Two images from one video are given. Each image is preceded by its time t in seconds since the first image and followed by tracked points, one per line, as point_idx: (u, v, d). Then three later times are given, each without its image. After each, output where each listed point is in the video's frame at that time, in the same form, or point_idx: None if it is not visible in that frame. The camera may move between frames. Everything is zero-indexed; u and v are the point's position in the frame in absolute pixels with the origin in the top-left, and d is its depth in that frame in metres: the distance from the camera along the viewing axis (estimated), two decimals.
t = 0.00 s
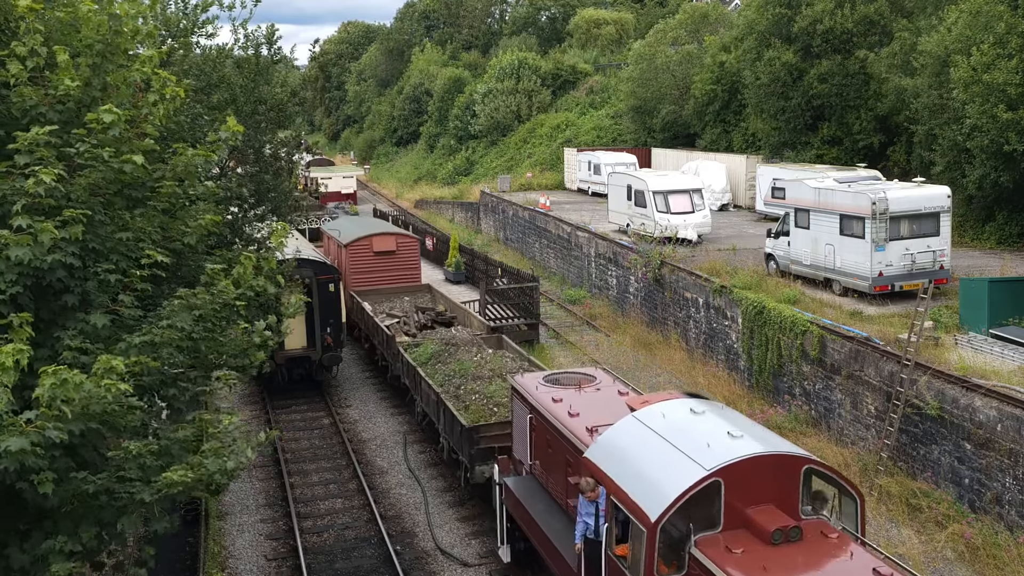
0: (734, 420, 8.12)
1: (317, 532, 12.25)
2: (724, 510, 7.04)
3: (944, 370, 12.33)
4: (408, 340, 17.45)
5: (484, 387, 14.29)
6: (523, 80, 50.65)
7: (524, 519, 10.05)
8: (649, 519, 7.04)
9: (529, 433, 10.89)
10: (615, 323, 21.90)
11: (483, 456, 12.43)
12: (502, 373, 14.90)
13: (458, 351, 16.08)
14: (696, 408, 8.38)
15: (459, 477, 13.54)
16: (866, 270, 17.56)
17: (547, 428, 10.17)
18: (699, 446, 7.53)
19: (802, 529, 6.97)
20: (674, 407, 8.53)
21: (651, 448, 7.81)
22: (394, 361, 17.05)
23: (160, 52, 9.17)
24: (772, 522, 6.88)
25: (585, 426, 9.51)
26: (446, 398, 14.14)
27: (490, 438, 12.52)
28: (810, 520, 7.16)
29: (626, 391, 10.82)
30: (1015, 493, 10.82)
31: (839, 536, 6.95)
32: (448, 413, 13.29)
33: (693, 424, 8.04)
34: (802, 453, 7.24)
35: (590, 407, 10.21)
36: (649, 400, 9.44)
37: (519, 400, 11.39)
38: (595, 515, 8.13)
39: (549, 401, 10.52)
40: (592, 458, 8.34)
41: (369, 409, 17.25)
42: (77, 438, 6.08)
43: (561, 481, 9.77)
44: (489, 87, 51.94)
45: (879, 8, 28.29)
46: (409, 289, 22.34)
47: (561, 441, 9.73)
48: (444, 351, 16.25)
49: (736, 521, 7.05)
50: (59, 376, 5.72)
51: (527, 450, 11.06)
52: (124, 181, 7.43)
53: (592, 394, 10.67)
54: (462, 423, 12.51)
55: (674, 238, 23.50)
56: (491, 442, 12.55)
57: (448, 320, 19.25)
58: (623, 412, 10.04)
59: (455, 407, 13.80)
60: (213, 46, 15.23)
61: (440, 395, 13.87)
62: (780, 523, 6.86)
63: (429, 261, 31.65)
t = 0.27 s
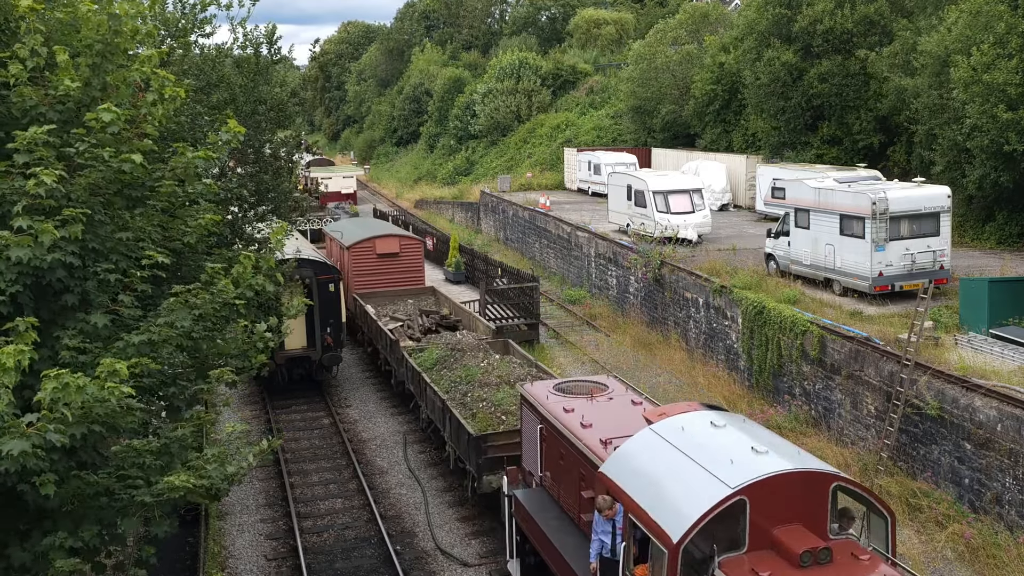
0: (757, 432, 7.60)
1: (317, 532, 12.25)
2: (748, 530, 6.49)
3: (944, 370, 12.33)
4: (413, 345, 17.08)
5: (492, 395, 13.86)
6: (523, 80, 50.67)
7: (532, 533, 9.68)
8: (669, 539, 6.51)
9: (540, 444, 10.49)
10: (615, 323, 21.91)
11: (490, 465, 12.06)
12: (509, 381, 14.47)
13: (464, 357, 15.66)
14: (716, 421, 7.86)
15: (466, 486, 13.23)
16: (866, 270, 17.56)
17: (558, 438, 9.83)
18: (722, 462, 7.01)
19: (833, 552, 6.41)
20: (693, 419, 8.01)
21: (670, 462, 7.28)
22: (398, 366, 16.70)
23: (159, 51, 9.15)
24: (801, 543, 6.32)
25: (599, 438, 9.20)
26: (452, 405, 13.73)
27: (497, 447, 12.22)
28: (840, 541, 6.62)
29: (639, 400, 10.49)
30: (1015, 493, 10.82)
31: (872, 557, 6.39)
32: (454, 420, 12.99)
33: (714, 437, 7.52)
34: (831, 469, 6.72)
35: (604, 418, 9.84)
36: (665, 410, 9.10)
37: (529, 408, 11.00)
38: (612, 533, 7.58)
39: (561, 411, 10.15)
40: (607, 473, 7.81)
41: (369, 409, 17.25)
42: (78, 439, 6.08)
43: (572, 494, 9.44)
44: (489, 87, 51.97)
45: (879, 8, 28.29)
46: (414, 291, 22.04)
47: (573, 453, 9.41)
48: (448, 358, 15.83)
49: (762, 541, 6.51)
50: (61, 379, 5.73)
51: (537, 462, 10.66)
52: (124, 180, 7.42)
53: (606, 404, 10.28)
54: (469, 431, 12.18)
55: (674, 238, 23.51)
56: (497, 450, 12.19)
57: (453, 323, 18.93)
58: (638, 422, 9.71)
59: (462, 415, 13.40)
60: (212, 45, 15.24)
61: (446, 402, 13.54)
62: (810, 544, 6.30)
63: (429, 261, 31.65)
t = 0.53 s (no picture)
0: (782, 449, 7.44)
1: (317, 532, 12.25)
2: (777, 552, 6.34)
3: (944, 370, 12.33)
4: (417, 349, 16.68)
5: (500, 402, 13.26)
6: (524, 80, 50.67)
7: (545, 549, 9.42)
8: (694, 562, 6.35)
9: (552, 455, 10.33)
10: (615, 323, 21.91)
11: (499, 476, 11.71)
12: (518, 388, 13.83)
13: (470, 363, 15.09)
14: (739, 435, 7.70)
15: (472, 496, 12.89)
16: (866, 270, 17.56)
17: (574, 452, 9.60)
18: (748, 480, 6.85)
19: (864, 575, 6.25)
20: (715, 433, 7.85)
21: (692, 480, 7.12)
22: (402, 371, 16.35)
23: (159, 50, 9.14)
24: (832, 568, 6.17)
25: (615, 452, 8.95)
26: (458, 413, 13.21)
27: (506, 456, 11.81)
28: (872, 563, 6.47)
29: (654, 410, 10.21)
30: (1015, 493, 10.82)
31: None
32: (461, 428, 12.67)
33: (738, 453, 7.35)
34: (862, 488, 6.55)
35: (618, 429, 9.65)
36: (685, 424, 8.84)
37: (540, 419, 10.80)
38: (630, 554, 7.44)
39: (573, 421, 9.97)
40: (627, 490, 7.64)
41: (369, 409, 17.25)
42: (79, 439, 6.08)
43: (588, 510, 9.19)
44: (489, 87, 51.97)
45: (879, 8, 28.26)
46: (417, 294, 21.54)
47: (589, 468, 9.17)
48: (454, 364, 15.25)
49: (790, 563, 6.36)
50: (64, 381, 5.74)
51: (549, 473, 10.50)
52: (123, 180, 7.42)
53: (619, 414, 10.11)
54: (477, 441, 11.82)
55: (674, 238, 23.51)
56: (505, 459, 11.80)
57: (458, 328, 18.62)
58: (655, 435, 9.43)
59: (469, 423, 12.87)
60: (212, 45, 15.24)
61: (452, 409, 13.21)
62: (841, 569, 6.15)
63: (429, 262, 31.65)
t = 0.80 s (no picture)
0: (810, 466, 7.34)
1: (317, 532, 12.25)
2: None
3: (944, 370, 12.33)
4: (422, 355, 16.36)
5: (508, 411, 12.89)
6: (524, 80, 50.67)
7: (557, 565, 9.21)
8: None
9: (564, 467, 10.18)
10: (615, 323, 21.90)
11: (507, 486, 11.36)
12: (526, 395, 13.41)
13: (476, 369, 14.70)
14: (764, 451, 7.61)
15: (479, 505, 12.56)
16: (867, 270, 17.56)
17: (588, 466, 9.42)
18: (777, 501, 6.76)
19: None
20: (739, 450, 7.76)
21: (720, 501, 7.03)
22: (407, 376, 16.08)
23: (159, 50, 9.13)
24: None
25: (630, 466, 8.75)
26: (467, 422, 12.87)
27: (514, 467, 11.46)
28: None
29: (669, 421, 9.99)
30: (1015, 493, 10.82)
31: None
32: (469, 438, 12.41)
33: (765, 471, 7.26)
34: (893, 508, 6.46)
35: (631, 441, 9.47)
36: (705, 438, 8.56)
37: (551, 429, 10.65)
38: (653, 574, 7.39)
39: (586, 433, 9.80)
40: (653, 514, 7.51)
41: (369, 409, 17.25)
42: (80, 439, 6.07)
43: (603, 526, 9.00)
44: (489, 87, 51.97)
45: (879, 8, 28.25)
46: (421, 298, 21.23)
47: (605, 482, 8.98)
48: (460, 370, 14.87)
49: None
50: (67, 381, 5.74)
51: (561, 485, 10.35)
52: (123, 180, 7.43)
53: (632, 425, 9.94)
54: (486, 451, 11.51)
55: (674, 238, 23.50)
56: (513, 469, 11.45)
57: (463, 333, 18.23)
58: (672, 449, 9.20)
59: (476, 433, 12.55)
60: (211, 45, 15.25)
61: (459, 417, 12.96)
62: None
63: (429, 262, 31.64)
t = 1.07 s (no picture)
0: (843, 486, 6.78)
1: (317, 532, 12.25)
2: None
3: (944, 370, 12.33)
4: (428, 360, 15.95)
5: (517, 420, 12.49)
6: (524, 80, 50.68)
7: None
8: None
9: (579, 481, 9.67)
10: (615, 323, 21.90)
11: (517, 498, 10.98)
12: (536, 403, 12.97)
13: (484, 376, 14.33)
14: (792, 469, 7.05)
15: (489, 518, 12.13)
16: (866, 270, 17.57)
17: (603, 481, 8.94)
18: (811, 525, 6.21)
19: None
20: (766, 467, 7.17)
21: (748, 524, 6.48)
22: (412, 383, 15.73)
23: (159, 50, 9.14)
24: None
25: (649, 483, 8.28)
26: (474, 431, 12.50)
27: (524, 479, 11.07)
28: None
29: (687, 433, 9.50)
30: (1015, 493, 10.82)
31: None
32: (476, 448, 12.00)
33: (795, 491, 6.69)
34: (937, 534, 5.92)
35: (651, 455, 8.95)
36: (729, 455, 7.99)
37: (563, 441, 10.16)
38: None
39: (602, 446, 9.29)
40: (674, 534, 6.95)
41: (370, 409, 17.25)
42: (80, 438, 6.07)
43: (620, 546, 8.52)
44: (489, 87, 51.98)
45: (879, 8, 28.26)
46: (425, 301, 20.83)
47: (621, 499, 8.51)
48: (467, 378, 14.53)
49: None
50: (68, 379, 5.75)
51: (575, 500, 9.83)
52: (122, 180, 7.43)
53: (651, 438, 9.40)
54: (494, 462, 11.11)
55: (674, 238, 23.51)
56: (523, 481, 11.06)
57: (468, 337, 17.70)
58: (693, 463, 8.70)
59: (485, 442, 12.17)
60: (212, 45, 15.26)
61: (466, 426, 12.54)
62: None
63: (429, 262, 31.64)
